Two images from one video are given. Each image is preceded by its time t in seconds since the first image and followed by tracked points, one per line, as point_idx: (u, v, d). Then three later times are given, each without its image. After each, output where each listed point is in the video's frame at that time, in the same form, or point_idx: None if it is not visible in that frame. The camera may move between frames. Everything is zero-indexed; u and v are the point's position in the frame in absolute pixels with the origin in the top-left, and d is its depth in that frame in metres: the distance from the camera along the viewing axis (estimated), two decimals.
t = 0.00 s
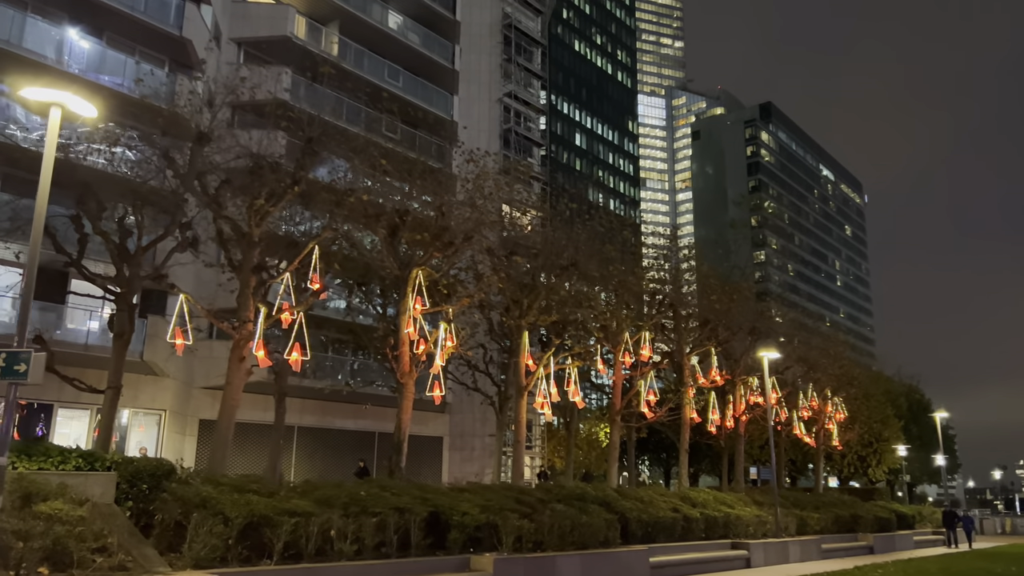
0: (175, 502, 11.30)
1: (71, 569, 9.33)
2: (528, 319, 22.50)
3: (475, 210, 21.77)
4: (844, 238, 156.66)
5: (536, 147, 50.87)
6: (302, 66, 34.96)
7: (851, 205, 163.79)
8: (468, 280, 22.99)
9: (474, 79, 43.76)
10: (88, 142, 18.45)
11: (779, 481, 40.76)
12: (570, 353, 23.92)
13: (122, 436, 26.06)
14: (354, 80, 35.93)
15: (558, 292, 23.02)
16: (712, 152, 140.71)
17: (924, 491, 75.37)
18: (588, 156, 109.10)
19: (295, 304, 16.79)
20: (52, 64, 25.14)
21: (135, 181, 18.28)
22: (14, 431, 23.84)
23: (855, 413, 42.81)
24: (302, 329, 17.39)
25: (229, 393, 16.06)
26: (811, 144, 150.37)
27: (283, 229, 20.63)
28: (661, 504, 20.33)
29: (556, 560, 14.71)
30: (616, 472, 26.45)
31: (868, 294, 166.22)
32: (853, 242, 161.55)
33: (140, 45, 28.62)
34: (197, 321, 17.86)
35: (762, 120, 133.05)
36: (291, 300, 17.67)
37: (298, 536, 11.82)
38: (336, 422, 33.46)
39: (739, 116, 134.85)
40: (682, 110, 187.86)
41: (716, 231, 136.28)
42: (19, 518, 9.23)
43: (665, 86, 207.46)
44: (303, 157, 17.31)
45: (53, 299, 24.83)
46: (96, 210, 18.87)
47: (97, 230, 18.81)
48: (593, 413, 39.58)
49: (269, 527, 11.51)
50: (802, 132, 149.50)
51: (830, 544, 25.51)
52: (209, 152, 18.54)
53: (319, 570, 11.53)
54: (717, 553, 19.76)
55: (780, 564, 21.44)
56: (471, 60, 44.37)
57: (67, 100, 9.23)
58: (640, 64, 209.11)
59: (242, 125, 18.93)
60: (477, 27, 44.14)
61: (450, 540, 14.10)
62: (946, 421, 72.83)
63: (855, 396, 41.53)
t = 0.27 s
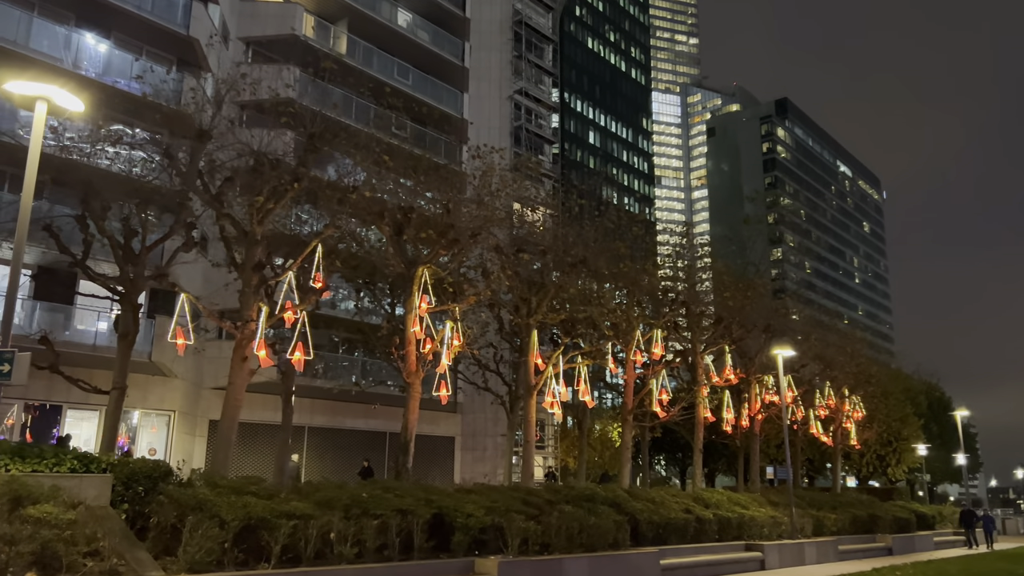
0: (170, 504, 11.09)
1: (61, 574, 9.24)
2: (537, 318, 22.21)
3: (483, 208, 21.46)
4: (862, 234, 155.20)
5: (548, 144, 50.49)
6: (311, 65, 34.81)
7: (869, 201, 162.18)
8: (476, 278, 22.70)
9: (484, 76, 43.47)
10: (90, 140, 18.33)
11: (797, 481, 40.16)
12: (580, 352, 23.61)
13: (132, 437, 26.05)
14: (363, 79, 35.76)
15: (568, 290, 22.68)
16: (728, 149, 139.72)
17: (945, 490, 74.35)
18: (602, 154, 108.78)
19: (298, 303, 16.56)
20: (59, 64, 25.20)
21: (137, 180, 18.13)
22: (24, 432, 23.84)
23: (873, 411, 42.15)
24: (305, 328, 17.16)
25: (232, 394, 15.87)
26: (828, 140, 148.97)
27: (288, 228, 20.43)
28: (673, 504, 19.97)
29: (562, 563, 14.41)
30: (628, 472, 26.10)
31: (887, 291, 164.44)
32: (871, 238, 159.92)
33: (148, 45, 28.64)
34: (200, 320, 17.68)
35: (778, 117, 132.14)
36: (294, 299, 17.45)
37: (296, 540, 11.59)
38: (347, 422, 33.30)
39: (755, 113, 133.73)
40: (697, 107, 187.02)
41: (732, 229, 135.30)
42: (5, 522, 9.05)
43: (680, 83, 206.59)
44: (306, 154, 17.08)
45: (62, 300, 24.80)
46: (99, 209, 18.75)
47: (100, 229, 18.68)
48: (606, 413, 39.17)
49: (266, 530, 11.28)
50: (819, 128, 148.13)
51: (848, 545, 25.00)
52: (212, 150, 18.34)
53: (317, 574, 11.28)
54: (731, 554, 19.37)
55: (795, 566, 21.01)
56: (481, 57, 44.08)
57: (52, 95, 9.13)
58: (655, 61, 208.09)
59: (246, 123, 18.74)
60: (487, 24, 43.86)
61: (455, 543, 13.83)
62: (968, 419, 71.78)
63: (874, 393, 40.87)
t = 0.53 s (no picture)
0: (166, 502, 10.96)
1: (51, 572, 9.10)
2: (546, 315, 21.96)
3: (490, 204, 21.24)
4: (880, 231, 153.66)
5: (560, 142, 50.25)
6: (320, 63, 34.74)
7: (888, 198, 160.57)
8: (484, 275, 22.51)
9: (495, 74, 43.29)
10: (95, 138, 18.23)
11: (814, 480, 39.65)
12: (590, 349, 23.33)
13: (142, 436, 26.03)
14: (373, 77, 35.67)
15: (577, 287, 22.40)
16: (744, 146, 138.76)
17: (966, 490, 73.35)
18: (616, 152, 108.43)
19: (302, 299, 16.42)
20: (69, 63, 25.12)
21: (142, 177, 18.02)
22: (37, 431, 23.94)
23: (892, 409, 41.54)
24: (309, 324, 17.05)
25: (235, 391, 15.73)
26: (846, 137, 147.64)
27: (295, 226, 20.31)
28: (684, 503, 19.66)
29: (568, 562, 14.16)
30: (640, 471, 25.78)
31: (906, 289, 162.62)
32: (890, 236, 158.28)
33: (158, 45, 28.55)
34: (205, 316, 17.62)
35: (795, 114, 131.23)
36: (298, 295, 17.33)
37: (294, 538, 11.41)
38: (359, 421, 33.19)
39: (771, 110, 132.75)
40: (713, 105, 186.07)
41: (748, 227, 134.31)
42: None
43: (696, 80, 205.59)
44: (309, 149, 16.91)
45: (72, 299, 24.81)
46: (105, 207, 18.66)
47: (105, 227, 18.62)
48: (620, 411, 38.80)
49: (264, 528, 11.11)
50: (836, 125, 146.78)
51: (865, 545, 24.56)
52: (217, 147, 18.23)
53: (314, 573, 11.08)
54: (743, 553, 19.03)
55: (810, 566, 20.62)
56: (492, 54, 43.89)
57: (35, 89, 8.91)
58: (670, 59, 207.19)
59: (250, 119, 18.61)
60: (498, 22, 43.70)
61: (457, 542, 13.60)
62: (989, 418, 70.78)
63: (892, 391, 40.28)
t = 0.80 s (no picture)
0: (159, 504, 10.83)
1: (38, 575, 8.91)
2: (554, 313, 21.68)
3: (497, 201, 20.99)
4: (900, 228, 151.95)
5: (572, 139, 49.90)
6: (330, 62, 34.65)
7: (908, 195, 158.72)
8: (492, 272, 22.25)
9: (506, 71, 43.04)
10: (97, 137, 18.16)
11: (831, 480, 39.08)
12: (599, 348, 23.01)
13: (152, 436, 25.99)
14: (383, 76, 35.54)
15: (586, 285, 22.09)
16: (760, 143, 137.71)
17: (988, 490, 72.23)
18: (631, 150, 107.98)
19: (304, 298, 16.26)
20: (77, 64, 25.10)
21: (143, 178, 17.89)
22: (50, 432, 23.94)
23: (911, 408, 40.87)
24: (311, 323, 16.90)
25: (237, 391, 15.57)
26: (864, 133, 146.12)
27: (300, 225, 20.14)
28: (695, 504, 19.29)
29: (573, 565, 13.87)
30: (652, 471, 25.43)
31: (927, 286, 160.67)
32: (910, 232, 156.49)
33: (166, 45, 28.49)
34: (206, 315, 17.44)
35: (811, 110, 130.08)
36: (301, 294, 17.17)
37: (291, 540, 11.21)
38: (370, 420, 33.05)
39: (788, 106, 131.66)
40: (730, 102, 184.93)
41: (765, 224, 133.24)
42: None
43: (712, 77, 204.34)
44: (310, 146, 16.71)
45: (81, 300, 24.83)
46: (108, 206, 18.61)
47: (109, 227, 18.54)
48: (634, 411, 38.44)
49: (259, 530, 10.91)
50: (854, 121, 145.27)
51: (882, 546, 24.06)
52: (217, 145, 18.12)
53: None
54: (756, 556, 18.64)
55: (824, 568, 20.19)
56: (502, 52, 43.65)
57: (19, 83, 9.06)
58: (686, 57, 206.19)
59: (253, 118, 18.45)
60: (509, 19, 43.46)
61: (460, 545, 13.35)
62: (1012, 417, 69.65)
63: (911, 390, 39.61)
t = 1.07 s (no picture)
0: (150, 503, 10.68)
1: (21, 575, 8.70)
2: (559, 311, 21.43)
3: (500, 198, 20.77)
4: (915, 227, 150.59)
5: (581, 138, 49.61)
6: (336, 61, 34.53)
7: (922, 193, 157.30)
8: (496, 270, 22.02)
9: (514, 70, 42.84)
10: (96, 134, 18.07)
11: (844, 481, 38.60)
12: (605, 346, 22.74)
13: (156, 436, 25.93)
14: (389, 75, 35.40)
15: (590, 283, 21.81)
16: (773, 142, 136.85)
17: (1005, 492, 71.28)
18: (642, 150, 107.52)
19: (304, 295, 16.10)
20: (80, 64, 25.00)
21: (142, 175, 17.78)
22: (60, 432, 23.98)
23: (925, 408, 40.31)
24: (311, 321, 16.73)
25: (235, 390, 15.40)
26: (878, 131, 144.96)
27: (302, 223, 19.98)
28: (701, 504, 18.97)
29: (574, 566, 13.63)
30: (660, 471, 25.11)
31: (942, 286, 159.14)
32: (925, 231, 155.08)
33: (171, 44, 28.43)
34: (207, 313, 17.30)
35: (824, 108, 129.16)
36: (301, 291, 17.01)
37: (284, 539, 11.01)
38: (377, 421, 32.90)
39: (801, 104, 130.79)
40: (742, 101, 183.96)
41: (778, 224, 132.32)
42: None
43: (724, 77, 203.36)
44: (309, 142, 16.52)
45: (86, 299, 24.78)
46: (109, 204, 18.51)
47: (109, 225, 18.42)
48: (643, 411, 38.10)
49: (251, 530, 10.71)
50: (868, 119, 144.05)
51: (895, 548, 23.65)
52: (217, 142, 18.00)
53: None
54: (764, 557, 18.30)
55: (834, 569, 19.82)
56: (510, 50, 43.41)
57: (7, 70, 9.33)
58: (698, 56, 205.35)
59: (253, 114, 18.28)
60: (516, 17, 43.27)
61: (458, 545, 13.12)
62: None
63: (924, 389, 39.07)
